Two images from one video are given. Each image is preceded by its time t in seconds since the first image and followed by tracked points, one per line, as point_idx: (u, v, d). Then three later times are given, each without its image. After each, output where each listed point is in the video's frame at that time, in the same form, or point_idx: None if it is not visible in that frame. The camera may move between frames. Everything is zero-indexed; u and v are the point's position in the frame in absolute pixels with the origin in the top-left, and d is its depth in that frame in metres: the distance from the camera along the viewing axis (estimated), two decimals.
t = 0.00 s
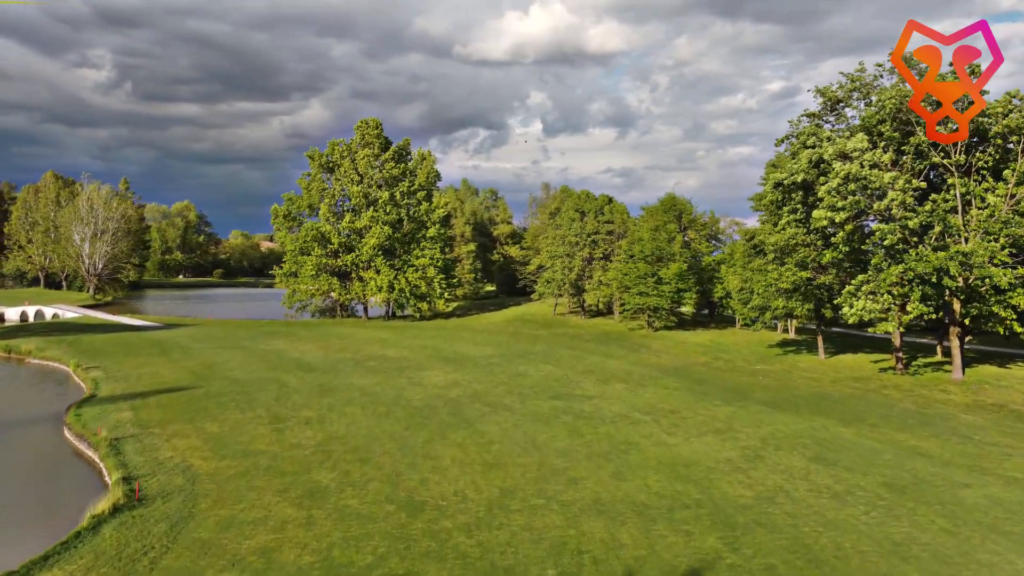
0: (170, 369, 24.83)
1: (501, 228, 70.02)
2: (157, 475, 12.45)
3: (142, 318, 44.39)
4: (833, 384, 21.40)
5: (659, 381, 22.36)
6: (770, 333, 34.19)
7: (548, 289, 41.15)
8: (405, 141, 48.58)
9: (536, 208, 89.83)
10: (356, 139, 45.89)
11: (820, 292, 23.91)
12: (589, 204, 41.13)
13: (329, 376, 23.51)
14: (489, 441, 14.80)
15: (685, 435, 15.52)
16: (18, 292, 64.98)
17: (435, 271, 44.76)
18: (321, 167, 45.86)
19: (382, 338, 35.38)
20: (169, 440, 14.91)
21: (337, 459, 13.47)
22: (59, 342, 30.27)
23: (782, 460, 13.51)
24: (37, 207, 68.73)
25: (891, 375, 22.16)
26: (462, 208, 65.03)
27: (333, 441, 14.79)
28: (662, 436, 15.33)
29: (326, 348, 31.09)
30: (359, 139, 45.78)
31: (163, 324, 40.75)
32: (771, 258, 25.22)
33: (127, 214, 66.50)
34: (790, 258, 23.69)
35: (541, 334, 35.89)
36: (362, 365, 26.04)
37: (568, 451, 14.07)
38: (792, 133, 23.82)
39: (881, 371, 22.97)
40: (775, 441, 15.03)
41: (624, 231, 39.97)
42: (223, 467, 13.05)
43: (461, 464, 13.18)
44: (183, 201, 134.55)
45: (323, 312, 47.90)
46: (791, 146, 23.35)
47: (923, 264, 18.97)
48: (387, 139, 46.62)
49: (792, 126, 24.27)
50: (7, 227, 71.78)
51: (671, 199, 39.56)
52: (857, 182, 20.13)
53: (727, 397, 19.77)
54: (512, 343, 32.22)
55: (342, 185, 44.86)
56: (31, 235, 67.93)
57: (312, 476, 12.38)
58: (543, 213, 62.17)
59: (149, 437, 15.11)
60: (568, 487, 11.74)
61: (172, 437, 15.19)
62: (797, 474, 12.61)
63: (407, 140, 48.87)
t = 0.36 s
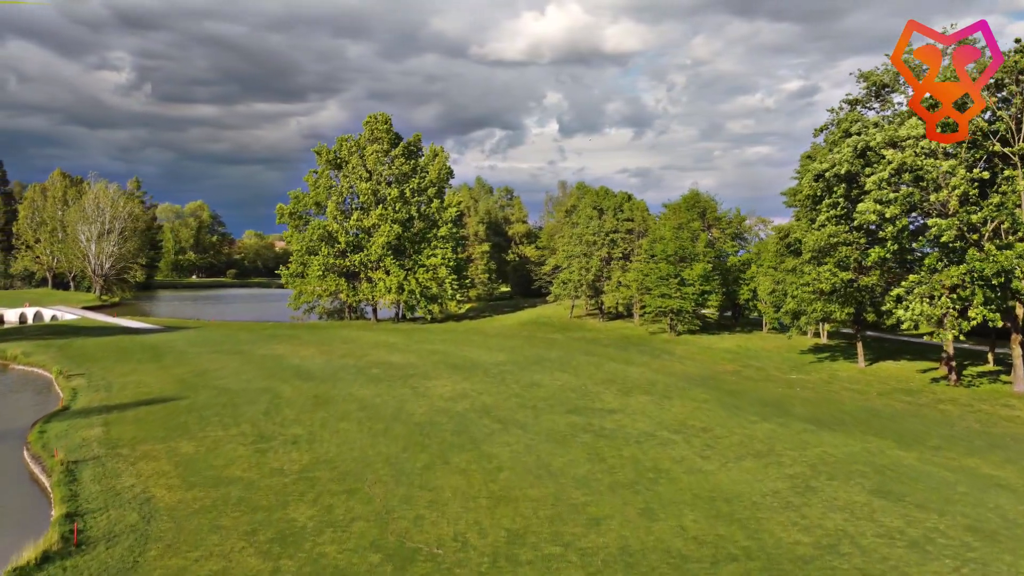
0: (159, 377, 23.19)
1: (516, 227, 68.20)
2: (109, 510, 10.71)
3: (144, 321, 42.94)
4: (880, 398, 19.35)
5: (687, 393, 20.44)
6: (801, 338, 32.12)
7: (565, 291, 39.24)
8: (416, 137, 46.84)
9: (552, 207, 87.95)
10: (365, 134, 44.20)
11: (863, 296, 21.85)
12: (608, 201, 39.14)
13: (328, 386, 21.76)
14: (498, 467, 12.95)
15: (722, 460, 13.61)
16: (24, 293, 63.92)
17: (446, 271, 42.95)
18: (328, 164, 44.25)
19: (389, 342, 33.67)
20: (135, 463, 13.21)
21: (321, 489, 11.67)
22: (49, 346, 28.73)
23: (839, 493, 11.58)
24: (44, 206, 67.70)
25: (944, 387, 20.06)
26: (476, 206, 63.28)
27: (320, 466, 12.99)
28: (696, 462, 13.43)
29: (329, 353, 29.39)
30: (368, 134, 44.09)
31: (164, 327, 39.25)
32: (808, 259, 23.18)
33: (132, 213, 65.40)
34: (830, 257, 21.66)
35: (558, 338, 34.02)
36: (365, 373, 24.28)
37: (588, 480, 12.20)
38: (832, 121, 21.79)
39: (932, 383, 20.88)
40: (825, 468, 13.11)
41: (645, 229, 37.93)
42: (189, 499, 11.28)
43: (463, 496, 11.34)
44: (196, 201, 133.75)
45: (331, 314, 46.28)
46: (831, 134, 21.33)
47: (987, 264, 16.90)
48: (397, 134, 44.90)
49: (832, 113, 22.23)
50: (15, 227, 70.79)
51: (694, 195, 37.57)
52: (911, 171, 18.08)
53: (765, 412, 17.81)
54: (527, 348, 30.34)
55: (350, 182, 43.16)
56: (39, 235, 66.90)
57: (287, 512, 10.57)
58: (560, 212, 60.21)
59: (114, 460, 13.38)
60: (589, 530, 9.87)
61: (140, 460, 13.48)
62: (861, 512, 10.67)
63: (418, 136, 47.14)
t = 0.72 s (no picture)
0: (152, 386, 21.61)
1: (537, 227, 66.36)
2: (46, 558, 9.01)
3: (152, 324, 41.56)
4: (942, 414, 17.29)
5: (724, 407, 18.48)
6: (841, 344, 29.97)
7: (587, 293, 37.30)
8: (433, 132, 45.16)
9: (574, 206, 86.06)
10: (379, 130, 42.61)
11: (919, 299, 19.77)
12: (633, 198, 37.16)
13: (331, 396, 20.05)
14: (511, 502, 11.12)
15: (773, 493, 11.69)
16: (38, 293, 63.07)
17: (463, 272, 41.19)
18: (341, 161, 42.73)
19: (403, 346, 31.97)
20: (95, 493, 11.53)
21: (302, 529, 9.93)
22: (43, 351, 27.30)
23: (920, 540, 9.63)
24: (58, 206, 66.69)
25: (1015, 403, 17.93)
26: (495, 205, 61.53)
27: (305, 499, 11.23)
28: (742, 496, 11.53)
29: (337, 359, 27.72)
30: (382, 130, 42.49)
31: (171, 330, 37.84)
32: (856, 258, 21.12)
33: (145, 213, 64.18)
34: (881, 256, 19.63)
35: (579, 343, 32.15)
36: (373, 382, 22.54)
37: (618, 520, 10.35)
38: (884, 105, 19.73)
39: (998, 397, 18.73)
40: (895, 504, 11.18)
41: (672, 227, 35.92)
42: (145, 543, 9.57)
43: (468, 541, 9.53)
44: (216, 201, 133.31)
45: (345, 317, 44.69)
46: (884, 120, 19.29)
47: None
48: (412, 129, 43.26)
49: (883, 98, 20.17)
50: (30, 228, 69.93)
51: (724, 191, 35.51)
52: (982, 160, 16.02)
53: (814, 430, 15.83)
54: (548, 354, 28.49)
55: (363, 180, 41.58)
56: (54, 235, 66.11)
57: (256, 562, 8.83)
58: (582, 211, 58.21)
59: (72, 489, 11.71)
60: None
61: (102, 488, 11.82)
62: (953, 569, 8.73)
63: (434, 131, 45.46)
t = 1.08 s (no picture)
0: (142, 397, 20.04)
1: (560, 227, 64.50)
2: None
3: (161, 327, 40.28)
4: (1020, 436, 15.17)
5: (768, 425, 16.45)
6: (888, 352, 27.78)
7: (612, 295, 35.34)
8: (451, 128, 43.45)
9: (598, 205, 84.10)
10: (395, 125, 41.04)
11: (987, 304, 17.64)
12: (661, 194, 35.12)
13: (332, 410, 18.31)
14: (524, 551, 9.26)
15: (840, 540, 9.72)
16: (54, 296, 62.30)
17: (483, 273, 39.43)
18: (356, 158, 41.16)
19: (417, 352, 30.21)
20: (38, 534, 9.83)
21: None
22: (37, 358, 25.89)
23: None
24: (75, 207, 65.89)
25: None
26: (517, 204, 59.78)
27: (280, 545, 9.44)
28: (803, 544, 9.58)
29: (346, 366, 26.03)
30: (398, 125, 40.92)
31: (179, 333, 36.46)
32: (914, 258, 19.01)
33: (162, 214, 63.13)
34: (946, 255, 17.53)
35: (604, 349, 30.24)
36: (381, 393, 20.77)
37: None
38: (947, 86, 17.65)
39: None
40: (992, 558, 9.17)
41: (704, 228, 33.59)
42: None
43: None
44: (239, 203, 133.01)
45: (361, 320, 43.14)
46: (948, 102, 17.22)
47: None
48: (429, 125, 41.62)
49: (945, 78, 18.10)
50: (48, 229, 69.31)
51: (758, 188, 33.43)
52: None
53: (875, 456, 13.82)
54: (571, 362, 26.57)
55: (379, 177, 39.97)
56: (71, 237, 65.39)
57: None
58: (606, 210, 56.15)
59: (12, 528, 10.03)
60: None
61: (47, 530, 10.13)
62: None
63: (453, 127, 43.77)
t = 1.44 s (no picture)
0: (129, 408, 18.68)
1: (582, 227, 62.76)
2: None
3: (170, 330, 39.11)
4: None
5: (813, 446, 14.65)
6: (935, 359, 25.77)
7: (636, 298, 33.59)
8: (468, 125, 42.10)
9: (620, 204, 82.18)
10: (410, 121, 39.91)
11: None
12: (688, 191, 33.37)
13: (330, 424, 16.78)
14: None
15: None
16: (69, 298, 61.72)
17: (500, 274, 37.85)
18: (370, 155, 39.86)
19: (430, 358, 28.66)
20: None
21: None
22: (30, 364, 24.69)
23: None
24: (91, 207, 65.24)
25: None
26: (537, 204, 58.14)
27: None
28: None
29: (353, 373, 24.51)
30: (413, 121, 39.77)
31: (185, 337, 35.25)
32: (973, 257, 17.16)
33: (176, 214, 62.25)
34: (1010, 253, 15.75)
35: (627, 355, 28.56)
36: (386, 405, 19.21)
37: None
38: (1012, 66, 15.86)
39: None
40: None
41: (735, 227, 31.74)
42: None
43: None
44: (259, 203, 132.70)
45: (375, 323, 41.74)
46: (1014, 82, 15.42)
47: None
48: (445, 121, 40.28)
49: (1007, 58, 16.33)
50: (65, 229, 68.83)
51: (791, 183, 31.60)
52: None
53: (942, 486, 12.02)
54: (592, 370, 24.85)
55: (393, 175, 38.62)
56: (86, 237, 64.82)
57: None
58: (630, 209, 54.29)
59: None
60: None
61: None
62: None
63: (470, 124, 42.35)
